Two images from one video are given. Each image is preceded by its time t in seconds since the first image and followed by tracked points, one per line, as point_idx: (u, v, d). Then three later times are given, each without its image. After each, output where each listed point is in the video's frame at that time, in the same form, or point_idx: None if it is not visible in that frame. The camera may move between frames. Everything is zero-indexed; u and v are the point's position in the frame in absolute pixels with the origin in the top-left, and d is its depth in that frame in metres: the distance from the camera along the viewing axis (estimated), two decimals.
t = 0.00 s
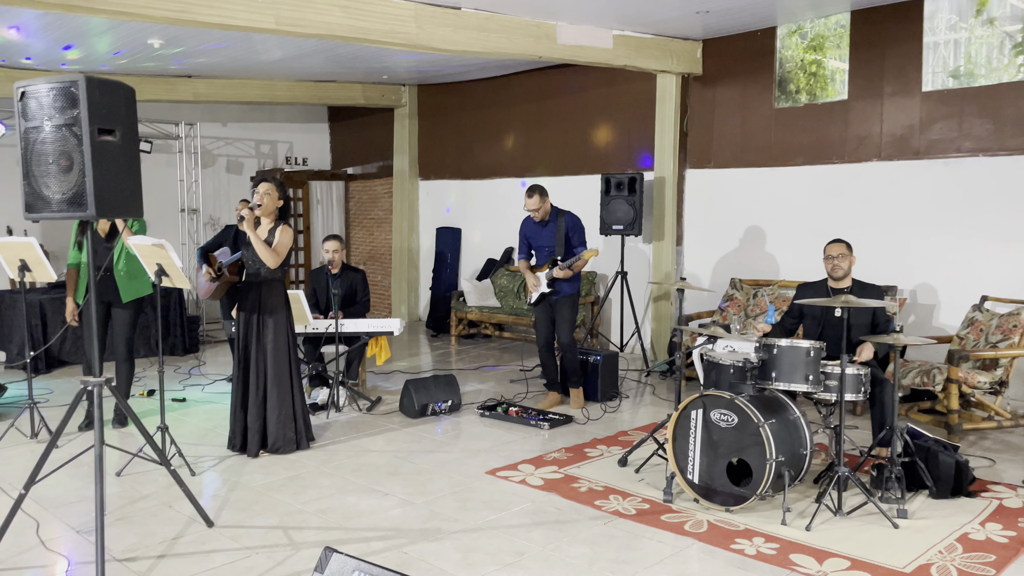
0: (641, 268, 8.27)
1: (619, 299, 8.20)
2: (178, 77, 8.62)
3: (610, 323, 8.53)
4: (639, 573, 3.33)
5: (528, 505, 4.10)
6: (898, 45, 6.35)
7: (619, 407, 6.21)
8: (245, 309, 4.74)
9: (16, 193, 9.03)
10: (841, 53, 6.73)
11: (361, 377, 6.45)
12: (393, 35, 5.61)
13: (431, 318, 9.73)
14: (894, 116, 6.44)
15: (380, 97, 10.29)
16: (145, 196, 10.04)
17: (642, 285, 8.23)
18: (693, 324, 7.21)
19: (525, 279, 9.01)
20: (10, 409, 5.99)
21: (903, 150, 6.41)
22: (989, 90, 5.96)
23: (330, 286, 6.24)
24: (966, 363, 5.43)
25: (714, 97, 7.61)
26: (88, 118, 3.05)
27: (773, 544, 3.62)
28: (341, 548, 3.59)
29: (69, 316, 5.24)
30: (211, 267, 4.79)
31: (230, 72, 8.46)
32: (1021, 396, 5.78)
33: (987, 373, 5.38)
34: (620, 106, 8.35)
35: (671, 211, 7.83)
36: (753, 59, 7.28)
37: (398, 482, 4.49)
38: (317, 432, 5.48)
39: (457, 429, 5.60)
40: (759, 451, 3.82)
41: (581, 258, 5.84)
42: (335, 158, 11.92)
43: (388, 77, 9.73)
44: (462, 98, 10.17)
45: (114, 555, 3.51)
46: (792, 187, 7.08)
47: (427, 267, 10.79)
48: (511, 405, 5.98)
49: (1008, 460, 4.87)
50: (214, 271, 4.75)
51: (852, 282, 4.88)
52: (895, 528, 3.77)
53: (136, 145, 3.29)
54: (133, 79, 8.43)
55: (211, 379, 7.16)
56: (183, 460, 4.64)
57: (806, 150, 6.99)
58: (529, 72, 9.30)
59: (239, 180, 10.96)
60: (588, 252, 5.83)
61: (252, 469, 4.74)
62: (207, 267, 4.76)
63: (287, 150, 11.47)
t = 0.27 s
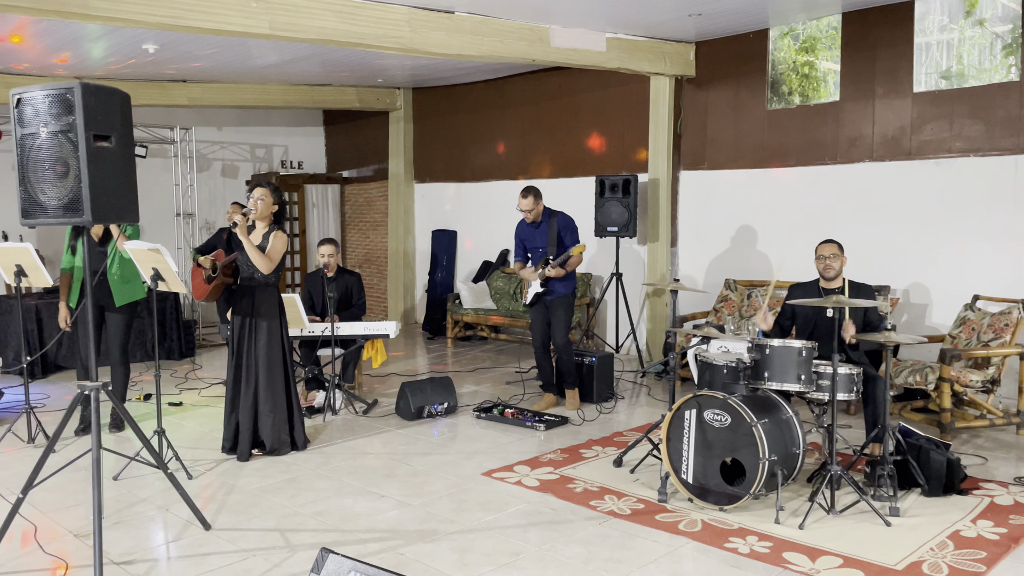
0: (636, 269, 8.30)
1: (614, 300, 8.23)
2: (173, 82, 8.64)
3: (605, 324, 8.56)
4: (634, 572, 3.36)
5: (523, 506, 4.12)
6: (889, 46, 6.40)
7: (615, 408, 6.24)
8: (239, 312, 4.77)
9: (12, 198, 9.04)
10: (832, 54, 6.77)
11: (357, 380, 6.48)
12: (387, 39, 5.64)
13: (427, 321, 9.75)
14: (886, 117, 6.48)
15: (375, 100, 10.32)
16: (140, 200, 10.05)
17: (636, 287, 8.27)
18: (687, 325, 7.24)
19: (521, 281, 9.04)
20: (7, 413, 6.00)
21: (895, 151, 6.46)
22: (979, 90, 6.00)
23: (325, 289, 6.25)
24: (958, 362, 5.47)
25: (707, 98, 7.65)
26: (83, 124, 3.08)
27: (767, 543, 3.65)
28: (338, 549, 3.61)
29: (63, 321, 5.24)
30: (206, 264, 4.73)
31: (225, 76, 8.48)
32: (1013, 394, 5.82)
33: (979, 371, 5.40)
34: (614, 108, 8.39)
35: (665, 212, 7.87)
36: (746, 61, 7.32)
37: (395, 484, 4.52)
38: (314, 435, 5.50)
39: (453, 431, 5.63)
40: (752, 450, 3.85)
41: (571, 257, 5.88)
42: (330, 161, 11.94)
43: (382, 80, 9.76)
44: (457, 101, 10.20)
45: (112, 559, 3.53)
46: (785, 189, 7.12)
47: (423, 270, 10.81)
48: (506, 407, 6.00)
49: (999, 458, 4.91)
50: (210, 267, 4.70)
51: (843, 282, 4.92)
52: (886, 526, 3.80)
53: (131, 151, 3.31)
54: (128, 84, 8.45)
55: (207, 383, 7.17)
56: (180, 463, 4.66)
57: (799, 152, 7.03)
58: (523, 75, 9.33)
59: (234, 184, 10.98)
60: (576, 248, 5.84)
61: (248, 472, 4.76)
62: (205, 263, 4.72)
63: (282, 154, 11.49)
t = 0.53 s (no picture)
0: (629, 268, 8.35)
1: (608, 299, 8.28)
2: (166, 84, 8.66)
3: (599, 323, 8.61)
4: (628, 567, 3.40)
5: (518, 504, 4.16)
6: (878, 45, 6.46)
7: (609, 406, 6.29)
8: (232, 313, 4.80)
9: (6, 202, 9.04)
10: (822, 54, 6.84)
11: (352, 380, 6.51)
12: (380, 42, 5.67)
13: (422, 321, 9.79)
14: (875, 116, 6.55)
15: (368, 102, 10.36)
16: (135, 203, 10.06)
17: (630, 286, 8.32)
18: (680, 323, 7.29)
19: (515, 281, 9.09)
20: (4, 416, 6.02)
21: (884, 149, 6.52)
22: (967, 89, 6.07)
23: (320, 291, 6.28)
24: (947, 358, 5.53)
25: (698, 98, 7.71)
26: (80, 128, 3.11)
27: (759, 537, 3.70)
28: (335, 548, 3.65)
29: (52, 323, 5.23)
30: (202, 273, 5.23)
31: (219, 79, 8.51)
32: (1002, 389, 5.89)
33: (968, 367, 5.46)
34: (606, 109, 8.44)
35: (658, 211, 7.92)
36: (736, 61, 7.37)
37: (391, 483, 4.56)
38: (310, 436, 5.53)
39: (449, 430, 5.67)
40: (744, 446, 3.91)
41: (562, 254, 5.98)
42: (324, 163, 11.97)
43: (375, 82, 9.79)
44: (450, 102, 10.24)
45: (111, 559, 3.57)
46: (776, 187, 7.18)
47: (417, 271, 10.84)
48: (501, 406, 6.04)
49: (989, 452, 4.97)
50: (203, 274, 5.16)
51: (834, 280, 4.98)
52: (877, 520, 3.86)
53: (127, 155, 3.34)
54: (122, 87, 8.47)
55: (203, 385, 7.20)
56: (177, 464, 4.69)
57: (789, 151, 7.09)
58: (515, 76, 9.38)
59: (228, 187, 11.00)
60: (565, 246, 5.96)
61: (245, 472, 4.79)
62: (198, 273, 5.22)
63: (276, 156, 11.52)
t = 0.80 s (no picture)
0: (622, 267, 8.40)
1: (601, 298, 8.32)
2: (160, 87, 8.68)
3: (593, 322, 8.65)
4: (621, 563, 3.45)
5: (513, 501, 4.21)
6: (867, 45, 6.52)
7: (603, 405, 6.34)
8: (229, 315, 4.85)
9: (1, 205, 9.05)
10: (812, 53, 6.89)
11: (348, 381, 6.55)
12: (373, 44, 5.71)
13: (417, 321, 9.82)
14: (864, 115, 6.61)
15: (362, 103, 10.39)
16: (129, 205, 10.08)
17: (623, 284, 8.37)
18: (673, 322, 7.34)
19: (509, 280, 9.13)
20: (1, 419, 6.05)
21: (874, 148, 6.58)
22: (955, 88, 6.13)
23: (315, 292, 6.31)
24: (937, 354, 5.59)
25: (690, 98, 7.76)
26: (76, 133, 3.14)
27: (750, 532, 3.75)
28: (332, 546, 3.69)
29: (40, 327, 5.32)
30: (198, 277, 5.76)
31: (213, 81, 8.53)
32: (991, 385, 5.95)
33: (957, 363, 5.52)
34: (598, 109, 8.49)
35: (650, 211, 7.97)
36: (728, 61, 7.43)
37: (387, 482, 4.60)
38: (306, 436, 5.57)
39: (444, 429, 5.71)
40: (735, 443, 3.96)
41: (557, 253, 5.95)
42: (318, 164, 12.00)
43: (369, 83, 9.82)
44: (443, 102, 10.28)
45: (109, 559, 3.60)
46: (768, 186, 7.23)
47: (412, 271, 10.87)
48: (496, 405, 6.09)
49: (977, 447, 5.03)
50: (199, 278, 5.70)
51: (824, 278, 5.03)
52: (866, 514, 3.91)
53: (124, 159, 3.38)
54: (116, 90, 8.49)
55: (199, 386, 7.23)
56: (175, 465, 4.73)
57: (781, 149, 7.14)
58: (508, 76, 9.42)
59: (222, 188, 11.02)
60: (561, 244, 5.91)
61: (242, 472, 4.83)
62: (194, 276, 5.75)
63: (270, 157, 11.54)
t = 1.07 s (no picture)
0: (618, 265, 8.44)
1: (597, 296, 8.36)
2: (156, 87, 8.69)
3: (589, 320, 8.69)
4: (616, 558, 3.49)
5: (509, 498, 4.25)
6: (860, 44, 6.56)
7: (598, 402, 6.37)
8: (226, 314, 4.88)
9: None
10: (806, 52, 6.93)
11: (345, 379, 6.58)
12: (368, 44, 5.74)
13: (414, 320, 9.85)
14: (857, 114, 6.65)
15: (358, 102, 10.42)
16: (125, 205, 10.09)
17: (619, 283, 8.41)
18: (669, 319, 7.38)
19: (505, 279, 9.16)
20: None
21: (867, 146, 6.62)
22: (947, 87, 6.18)
23: (313, 291, 6.34)
24: (929, 350, 5.63)
25: (685, 97, 7.79)
26: (75, 134, 3.17)
27: (744, 527, 3.79)
28: (330, 542, 3.73)
29: (35, 329, 5.33)
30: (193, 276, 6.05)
31: (209, 81, 8.55)
32: (984, 381, 6.00)
33: (949, 360, 5.56)
34: (593, 107, 8.52)
35: (646, 209, 8.00)
36: (721, 60, 7.47)
37: (384, 480, 4.63)
38: (304, 434, 5.60)
39: (441, 427, 5.75)
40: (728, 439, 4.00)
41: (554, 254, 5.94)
42: (314, 163, 12.02)
43: (365, 83, 9.85)
44: (439, 102, 10.30)
45: (109, 556, 3.63)
46: (762, 184, 7.27)
47: (409, 270, 10.90)
48: (493, 403, 6.13)
49: (969, 442, 5.08)
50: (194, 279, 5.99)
51: (817, 275, 5.07)
52: (858, 509, 3.95)
53: (122, 160, 3.41)
54: (112, 90, 8.51)
55: (196, 385, 7.25)
56: (173, 463, 4.76)
57: (774, 148, 7.18)
58: (504, 76, 9.45)
59: (219, 188, 11.04)
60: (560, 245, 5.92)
61: (240, 470, 4.86)
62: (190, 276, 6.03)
63: (266, 156, 11.56)
